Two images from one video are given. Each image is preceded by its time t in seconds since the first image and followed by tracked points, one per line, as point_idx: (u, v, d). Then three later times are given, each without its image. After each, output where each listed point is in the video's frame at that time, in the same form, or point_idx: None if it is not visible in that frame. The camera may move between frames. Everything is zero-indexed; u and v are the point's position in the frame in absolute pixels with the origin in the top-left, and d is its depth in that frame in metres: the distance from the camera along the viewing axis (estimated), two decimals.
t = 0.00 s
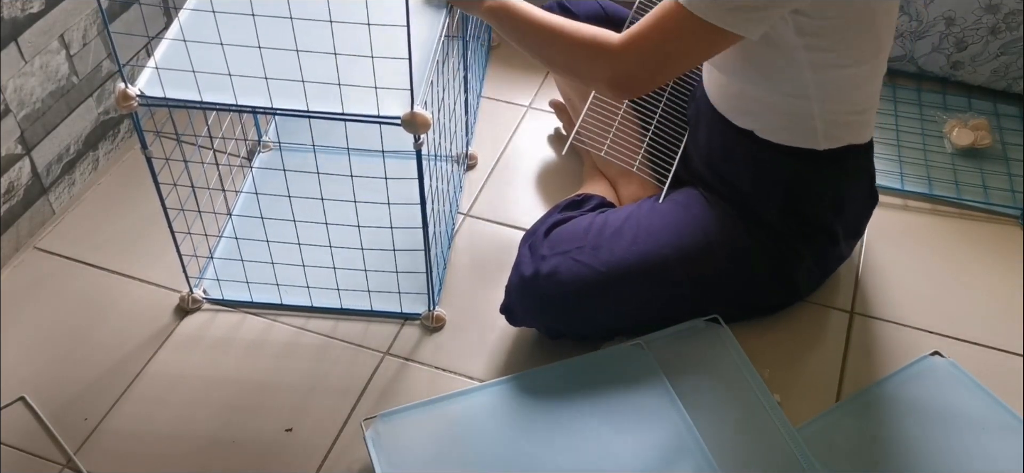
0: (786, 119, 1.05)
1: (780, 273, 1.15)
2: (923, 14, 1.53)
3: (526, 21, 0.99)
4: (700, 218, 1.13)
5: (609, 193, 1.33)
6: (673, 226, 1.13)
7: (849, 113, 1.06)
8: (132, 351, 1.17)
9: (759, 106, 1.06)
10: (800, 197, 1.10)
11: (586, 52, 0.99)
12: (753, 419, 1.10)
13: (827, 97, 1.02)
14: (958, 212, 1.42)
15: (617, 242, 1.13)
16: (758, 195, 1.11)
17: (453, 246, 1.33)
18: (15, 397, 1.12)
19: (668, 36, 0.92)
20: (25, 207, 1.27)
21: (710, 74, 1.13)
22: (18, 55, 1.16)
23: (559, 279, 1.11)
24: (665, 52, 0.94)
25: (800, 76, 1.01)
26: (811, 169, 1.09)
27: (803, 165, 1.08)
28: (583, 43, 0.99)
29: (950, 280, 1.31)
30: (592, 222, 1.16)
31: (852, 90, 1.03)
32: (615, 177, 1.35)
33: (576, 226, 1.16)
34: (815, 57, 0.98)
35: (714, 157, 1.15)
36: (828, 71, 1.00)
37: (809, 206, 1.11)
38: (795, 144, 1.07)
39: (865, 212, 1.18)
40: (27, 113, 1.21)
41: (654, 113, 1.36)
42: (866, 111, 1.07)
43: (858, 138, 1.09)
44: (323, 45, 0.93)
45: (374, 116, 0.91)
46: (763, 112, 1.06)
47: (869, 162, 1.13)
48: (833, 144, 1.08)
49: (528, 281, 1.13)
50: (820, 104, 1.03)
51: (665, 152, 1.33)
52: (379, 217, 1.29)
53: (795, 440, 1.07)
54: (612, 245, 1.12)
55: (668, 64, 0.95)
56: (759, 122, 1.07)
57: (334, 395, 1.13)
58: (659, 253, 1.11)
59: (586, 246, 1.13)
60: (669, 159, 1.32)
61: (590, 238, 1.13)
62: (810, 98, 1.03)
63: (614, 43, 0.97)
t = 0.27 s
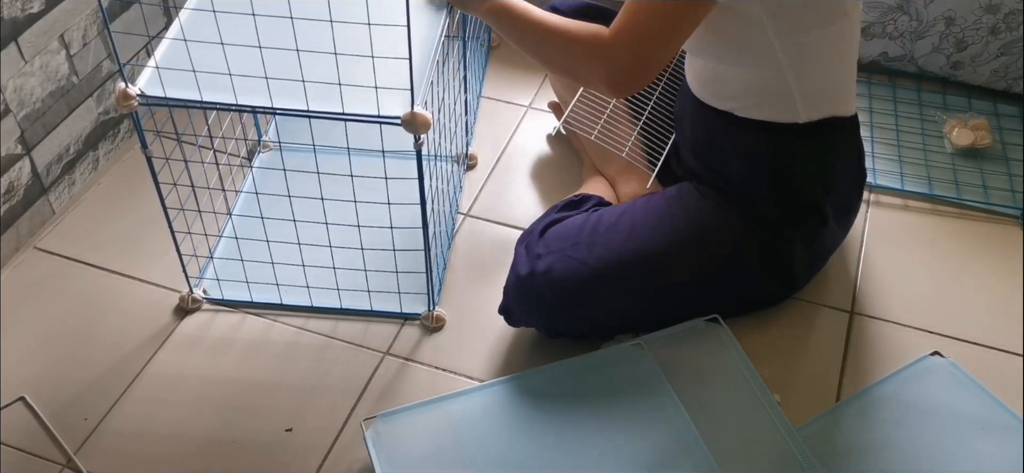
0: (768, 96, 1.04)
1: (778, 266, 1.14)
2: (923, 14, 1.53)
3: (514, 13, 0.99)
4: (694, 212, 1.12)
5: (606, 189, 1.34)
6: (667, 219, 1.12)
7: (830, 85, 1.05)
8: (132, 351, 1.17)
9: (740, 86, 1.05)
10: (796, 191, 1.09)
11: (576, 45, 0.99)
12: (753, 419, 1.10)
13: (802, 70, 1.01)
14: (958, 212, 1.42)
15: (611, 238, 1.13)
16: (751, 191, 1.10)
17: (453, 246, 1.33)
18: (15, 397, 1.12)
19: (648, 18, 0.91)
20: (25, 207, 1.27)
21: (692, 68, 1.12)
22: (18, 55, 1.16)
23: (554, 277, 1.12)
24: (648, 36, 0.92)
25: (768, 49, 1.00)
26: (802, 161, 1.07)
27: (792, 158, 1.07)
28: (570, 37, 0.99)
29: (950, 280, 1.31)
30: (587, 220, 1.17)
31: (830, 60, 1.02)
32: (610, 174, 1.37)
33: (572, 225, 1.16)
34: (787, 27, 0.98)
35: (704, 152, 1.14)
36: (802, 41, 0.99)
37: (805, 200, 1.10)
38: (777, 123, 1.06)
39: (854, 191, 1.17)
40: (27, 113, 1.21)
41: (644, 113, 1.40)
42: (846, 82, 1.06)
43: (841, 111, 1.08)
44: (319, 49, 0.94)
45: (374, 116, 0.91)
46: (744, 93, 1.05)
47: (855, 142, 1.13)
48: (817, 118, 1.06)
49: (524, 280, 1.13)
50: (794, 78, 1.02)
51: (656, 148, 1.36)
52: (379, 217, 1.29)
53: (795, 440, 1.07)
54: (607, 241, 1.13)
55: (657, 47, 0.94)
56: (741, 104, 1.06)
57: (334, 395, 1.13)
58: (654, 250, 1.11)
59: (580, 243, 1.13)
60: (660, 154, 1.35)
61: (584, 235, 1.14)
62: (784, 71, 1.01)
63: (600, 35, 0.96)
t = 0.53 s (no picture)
0: (755, 85, 1.04)
1: (777, 258, 1.14)
2: (923, 14, 1.53)
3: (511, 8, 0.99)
4: (693, 208, 1.12)
5: (603, 186, 1.34)
6: (666, 212, 1.12)
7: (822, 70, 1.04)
8: (132, 351, 1.17)
9: (729, 77, 1.06)
10: (795, 186, 1.09)
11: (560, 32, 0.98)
12: (753, 418, 1.10)
13: (784, 56, 1.01)
14: (958, 212, 1.42)
15: (609, 231, 1.13)
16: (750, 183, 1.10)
17: (453, 246, 1.33)
18: (15, 397, 1.12)
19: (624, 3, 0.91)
20: (25, 207, 1.27)
21: (683, 64, 1.13)
22: (18, 55, 1.16)
23: (552, 270, 1.12)
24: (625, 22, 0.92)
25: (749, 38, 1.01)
26: (801, 154, 1.07)
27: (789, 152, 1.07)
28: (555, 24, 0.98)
29: (949, 280, 1.31)
30: (586, 215, 1.17)
31: (817, 47, 1.02)
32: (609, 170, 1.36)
33: (570, 220, 1.16)
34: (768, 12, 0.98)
35: (703, 148, 1.14)
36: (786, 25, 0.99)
37: (804, 198, 1.10)
38: (769, 111, 1.06)
39: (854, 181, 1.16)
40: (27, 113, 1.21)
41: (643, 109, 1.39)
42: (836, 68, 1.05)
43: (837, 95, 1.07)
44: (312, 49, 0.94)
45: (375, 116, 0.91)
46: (734, 83, 1.06)
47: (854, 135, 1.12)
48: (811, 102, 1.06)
49: (522, 274, 1.13)
50: (777, 65, 1.02)
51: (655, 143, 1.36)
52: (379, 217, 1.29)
53: (795, 440, 1.07)
54: (605, 234, 1.13)
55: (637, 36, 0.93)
56: (731, 94, 1.07)
57: (334, 396, 1.13)
58: (652, 243, 1.11)
59: (578, 237, 1.13)
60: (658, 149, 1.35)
61: (582, 229, 1.14)
62: (767, 58, 1.02)
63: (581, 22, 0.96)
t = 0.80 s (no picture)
0: (766, 91, 1.04)
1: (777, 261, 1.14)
2: (923, 14, 1.53)
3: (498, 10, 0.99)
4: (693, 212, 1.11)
5: (602, 185, 1.33)
6: (669, 217, 1.12)
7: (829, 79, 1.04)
8: (132, 350, 1.17)
9: (737, 82, 1.05)
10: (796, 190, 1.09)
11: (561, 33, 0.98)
12: (753, 418, 1.10)
13: (797, 65, 1.01)
14: (958, 212, 1.42)
15: (610, 235, 1.13)
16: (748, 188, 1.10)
17: (453, 247, 1.33)
18: (15, 396, 1.12)
19: None
20: (25, 207, 1.27)
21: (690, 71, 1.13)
22: (18, 54, 1.16)
23: (551, 274, 1.12)
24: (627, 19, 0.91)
25: (762, 48, 0.99)
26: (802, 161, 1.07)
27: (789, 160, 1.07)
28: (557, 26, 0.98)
29: (949, 280, 1.31)
30: (587, 218, 1.17)
31: (828, 54, 1.01)
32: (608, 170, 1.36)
33: (570, 223, 1.16)
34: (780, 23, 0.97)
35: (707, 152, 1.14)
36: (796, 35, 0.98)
37: (803, 198, 1.10)
38: (776, 118, 1.05)
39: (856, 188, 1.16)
40: (27, 113, 1.21)
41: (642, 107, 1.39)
42: (844, 74, 1.05)
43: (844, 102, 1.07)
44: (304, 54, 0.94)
45: (367, 118, 0.91)
46: (741, 87, 1.05)
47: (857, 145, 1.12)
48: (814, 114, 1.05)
49: (523, 279, 1.13)
50: (789, 74, 1.01)
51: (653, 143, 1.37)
52: (375, 220, 1.29)
53: (795, 440, 1.07)
54: (605, 239, 1.13)
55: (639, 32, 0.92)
56: (740, 99, 1.06)
57: (335, 397, 1.13)
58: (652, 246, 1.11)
59: (578, 241, 1.13)
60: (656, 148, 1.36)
61: (582, 233, 1.14)
62: (780, 67, 1.01)
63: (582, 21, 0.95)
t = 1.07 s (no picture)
0: (775, 114, 1.04)
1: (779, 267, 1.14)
2: (923, 14, 1.53)
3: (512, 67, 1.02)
4: (694, 218, 1.12)
5: (604, 186, 1.34)
6: (671, 222, 1.12)
7: (838, 106, 1.04)
8: (132, 350, 1.17)
9: (747, 102, 1.05)
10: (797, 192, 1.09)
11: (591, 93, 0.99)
12: (753, 419, 1.10)
13: (810, 91, 1.01)
14: (958, 212, 1.42)
15: (613, 240, 1.12)
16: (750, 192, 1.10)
17: (453, 247, 1.33)
18: (15, 396, 1.12)
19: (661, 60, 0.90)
20: (25, 207, 1.27)
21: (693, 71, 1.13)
22: (18, 54, 1.16)
23: (553, 278, 1.12)
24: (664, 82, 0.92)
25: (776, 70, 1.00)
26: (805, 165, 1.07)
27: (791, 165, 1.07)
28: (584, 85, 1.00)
29: (949, 280, 1.31)
30: (588, 221, 1.16)
31: (841, 84, 1.02)
32: (611, 174, 1.37)
33: (572, 226, 1.16)
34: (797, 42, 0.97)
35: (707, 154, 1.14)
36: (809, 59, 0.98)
37: (804, 199, 1.10)
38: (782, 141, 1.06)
39: (861, 198, 1.16)
40: (27, 113, 1.21)
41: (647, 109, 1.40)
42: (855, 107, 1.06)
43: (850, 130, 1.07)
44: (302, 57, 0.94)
45: (367, 118, 0.91)
46: (750, 107, 1.05)
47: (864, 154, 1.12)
48: (822, 137, 1.06)
49: (524, 282, 1.13)
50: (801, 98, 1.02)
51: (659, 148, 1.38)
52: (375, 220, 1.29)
53: (795, 440, 1.07)
54: (608, 243, 1.12)
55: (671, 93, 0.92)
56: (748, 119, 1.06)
57: (335, 397, 1.13)
58: (655, 250, 1.10)
59: (580, 245, 1.13)
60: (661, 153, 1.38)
61: (585, 237, 1.14)
62: (792, 93, 1.01)
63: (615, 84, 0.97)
